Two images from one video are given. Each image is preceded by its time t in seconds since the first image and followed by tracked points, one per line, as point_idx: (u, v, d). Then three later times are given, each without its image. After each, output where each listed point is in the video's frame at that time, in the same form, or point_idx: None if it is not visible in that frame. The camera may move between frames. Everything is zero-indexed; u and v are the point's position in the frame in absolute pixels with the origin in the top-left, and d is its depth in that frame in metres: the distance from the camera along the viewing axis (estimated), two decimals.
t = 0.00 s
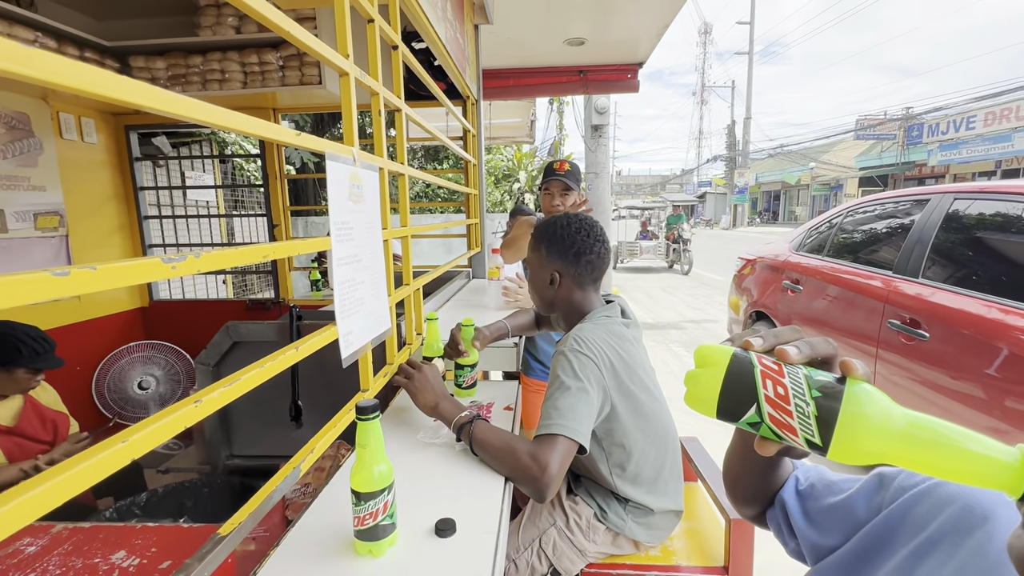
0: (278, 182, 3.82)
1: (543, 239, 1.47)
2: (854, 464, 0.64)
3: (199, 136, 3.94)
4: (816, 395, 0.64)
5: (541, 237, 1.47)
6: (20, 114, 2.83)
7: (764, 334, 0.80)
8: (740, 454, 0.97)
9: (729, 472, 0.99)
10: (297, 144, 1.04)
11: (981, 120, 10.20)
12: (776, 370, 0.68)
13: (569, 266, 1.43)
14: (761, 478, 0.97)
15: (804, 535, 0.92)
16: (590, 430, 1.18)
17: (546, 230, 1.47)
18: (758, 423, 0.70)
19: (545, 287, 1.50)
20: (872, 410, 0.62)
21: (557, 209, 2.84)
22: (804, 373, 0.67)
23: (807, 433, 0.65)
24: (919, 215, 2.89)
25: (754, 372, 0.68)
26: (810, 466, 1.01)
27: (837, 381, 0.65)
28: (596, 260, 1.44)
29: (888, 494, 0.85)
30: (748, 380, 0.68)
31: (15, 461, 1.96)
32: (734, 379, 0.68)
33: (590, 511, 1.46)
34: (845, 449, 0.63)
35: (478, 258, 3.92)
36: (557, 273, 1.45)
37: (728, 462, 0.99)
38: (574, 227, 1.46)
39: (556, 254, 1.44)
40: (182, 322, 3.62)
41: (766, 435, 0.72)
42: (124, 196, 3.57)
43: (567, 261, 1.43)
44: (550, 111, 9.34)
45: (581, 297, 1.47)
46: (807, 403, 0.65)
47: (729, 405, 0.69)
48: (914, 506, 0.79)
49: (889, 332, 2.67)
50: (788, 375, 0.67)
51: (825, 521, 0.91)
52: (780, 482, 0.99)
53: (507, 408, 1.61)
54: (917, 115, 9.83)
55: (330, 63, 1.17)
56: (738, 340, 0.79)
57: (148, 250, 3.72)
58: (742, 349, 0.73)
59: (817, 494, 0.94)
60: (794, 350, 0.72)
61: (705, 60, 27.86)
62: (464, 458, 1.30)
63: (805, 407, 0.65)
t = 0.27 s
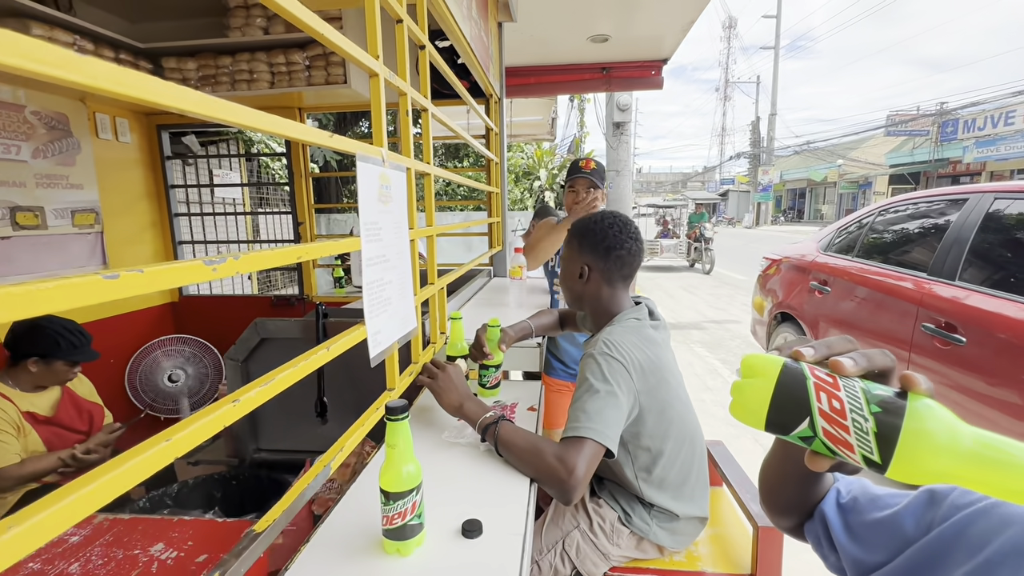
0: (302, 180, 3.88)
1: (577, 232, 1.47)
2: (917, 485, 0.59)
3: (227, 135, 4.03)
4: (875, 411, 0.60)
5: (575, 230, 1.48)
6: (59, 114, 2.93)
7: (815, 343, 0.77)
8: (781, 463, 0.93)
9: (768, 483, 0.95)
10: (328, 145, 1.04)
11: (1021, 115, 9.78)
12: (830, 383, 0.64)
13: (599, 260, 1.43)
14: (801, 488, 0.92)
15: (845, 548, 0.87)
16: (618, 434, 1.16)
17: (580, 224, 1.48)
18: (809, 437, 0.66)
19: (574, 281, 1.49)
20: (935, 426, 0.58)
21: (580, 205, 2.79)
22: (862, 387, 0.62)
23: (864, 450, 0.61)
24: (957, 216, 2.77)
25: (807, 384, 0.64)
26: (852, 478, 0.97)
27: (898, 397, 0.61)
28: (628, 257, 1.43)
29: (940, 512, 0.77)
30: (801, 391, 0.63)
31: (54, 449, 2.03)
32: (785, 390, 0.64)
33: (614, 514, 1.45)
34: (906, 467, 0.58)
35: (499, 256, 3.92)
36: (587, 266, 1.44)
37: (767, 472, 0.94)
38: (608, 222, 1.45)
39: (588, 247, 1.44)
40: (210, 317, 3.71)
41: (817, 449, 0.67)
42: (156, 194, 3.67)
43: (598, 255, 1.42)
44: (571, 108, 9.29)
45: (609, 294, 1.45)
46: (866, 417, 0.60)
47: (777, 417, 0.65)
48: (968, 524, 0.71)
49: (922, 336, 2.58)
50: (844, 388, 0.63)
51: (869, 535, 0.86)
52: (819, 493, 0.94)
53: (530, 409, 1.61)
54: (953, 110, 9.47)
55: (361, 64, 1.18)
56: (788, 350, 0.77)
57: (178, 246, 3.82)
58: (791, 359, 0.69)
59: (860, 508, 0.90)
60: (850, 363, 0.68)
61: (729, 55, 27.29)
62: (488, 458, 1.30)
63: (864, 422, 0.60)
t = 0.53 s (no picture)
0: (325, 176, 3.93)
1: (605, 224, 1.48)
2: (956, 480, 0.58)
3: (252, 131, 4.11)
4: (913, 402, 0.58)
5: (604, 222, 1.48)
6: (94, 111, 3.03)
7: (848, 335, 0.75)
8: (808, 458, 0.92)
9: (793, 481, 0.94)
10: (356, 137, 1.05)
11: None
12: (865, 374, 0.62)
13: (624, 251, 1.42)
14: (829, 484, 0.90)
15: (874, 547, 0.83)
16: (640, 429, 1.16)
17: (609, 216, 1.48)
18: (842, 430, 0.65)
19: (599, 272, 1.49)
20: (976, 421, 0.57)
21: (604, 197, 2.73)
22: (898, 379, 0.61)
23: (900, 442, 0.59)
24: (993, 213, 2.67)
25: (840, 375, 0.63)
26: (882, 476, 0.94)
27: (937, 389, 0.59)
28: (654, 249, 1.41)
29: (974, 512, 0.71)
30: (834, 383, 0.62)
31: (87, 434, 2.12)
32: (817, 381, 0.63)
33: (634, 509, 1.44)
34: (945, 462, 0.57)
35: (518, 252, 3.92)
36: (612, 257, 1.44)
37: (792, 469, 0.94)
38: (636, 214, 1.45)
39: (614, 237, 1.44)
40: (235, 309, 3.80)
41: (849, 441, 0.66)
42: (184, 189, 3.77)
43: (623, 246, 1.42)
44: (591, 104, 9.21)
45: (633, 286, 1.44)
46: (903, 410, 0.59)
47: (810, 409, 0.64)
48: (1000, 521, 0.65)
49: (955, 337, 2.50)
50: (879, 379, 0.62)
51: (900, 534, 0.81)
52: (847, 490, 0.91)
53: (550, 403, 1.61)
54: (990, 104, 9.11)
55: (386, 58, 1.19)
56: (819, 341, 0.75)
57: (205, 240, 3.92)
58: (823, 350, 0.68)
59: (890, 506, 0.86)
60: (886, 353, 0.66)
61: (754, 49, 26.68)
62: (508, 450, 1.31)
63: (900, 414, 0.59)
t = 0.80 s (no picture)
0: (343, 172, 3.99)
1: (617, 220, 1.48)
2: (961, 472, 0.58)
3: (274, 128, 4.19)
4: (917, 394, 0.58)
5: (616, 218, 1.48)
6: (123, 109, 3.12)
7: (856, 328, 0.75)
8: (819, 450, 0.92)
9: (805, 474, 0.93)
10: (375, 134, 1.07)
11: None
12: (870, 366, 0.63)
13: (637, 248, 1.42)
14: (840, 478, 0.90)
15: (883, 543, 0.83)
16: (651, 424, 1.16)
17: (621, 213, 1.48)
18: (846, 421, 0.65)
19: (612, 269, 1.50)
20: (981, 414, 0.57)
21: (621, 191, 2.72)
22: (903, 371, 0.61)
23: (903, 433, 0.59)
24: None
25: (844, 366, 0.63)
26: (894, 472, 0.93)
27: (942, 381, 0.59)
28: (667, 246, 1.41)
29: (984, 509, 0.71)
30: (838, 375, 0.63)
31: (117, 421, 2.19)
32: (821, 373, 0.63)
33: (645, 504, 1.45)
34: (948, 453, 0.57)
35: (534, 248, 3.93)
36: (625, 254, 1.44)
37: (804, 462, 0.93)
38: (649, 211, 1.44)
39: (627, 234, 1.44)
40: (256, 302, 3.89)
41: (853, 434, 0.66)
42: (208, 184, 3.86)
43: (636, 243, 1.42)
44: (610, 100, 9.13)
45: (647, 283, 1.44)
46: (907, 401, 0.59)
47: (814, 401, 0.64)
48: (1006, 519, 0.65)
49: (981, 338, 2.44)
50: (883, 371, 0.62)
51: (910, 530, 0.81)
52: (857, 485, 0.91)
53: (563, 396, 1.62)
54: None
55: (403, 56, 1.22)
56: (826, 334, 0.75)
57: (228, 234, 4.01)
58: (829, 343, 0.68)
59: (900, 502, 0.86)
60: (892, 346, 0.66)
61: (778, 42, 26.12)
62: (521, 442, 1.32)
63: (903, 406, 0.59)
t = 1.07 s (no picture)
0: (359, 168, 4.05)
1: (629, 218, 1.47)
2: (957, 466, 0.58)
3: (291, 125, 4.25)
4: (911, 388, 0.59)
5: (627, 216, 1.47)
6: (146, 107, 3.21)
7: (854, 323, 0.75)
8: (823, 445, 0.92)
9: (808, 469, 0.94)
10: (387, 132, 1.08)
11: None
12: (867, 360, 0.63)
13: (650, 247, 1.42)
14: (844, 474, 0.91)
15: (885, 538, 0.84)
16: (659, 421, 1.17)
17: (633, 211, 1.47)
18: (845, 414, 0.66)
19: (623, 267, 1.50)
20: (976, 408, 0.57)
21: (634, 189, 2.72)
22: (899, 365, 0.61)
23: (898, 427, 0.60)
24: None
25: (841, 361, 0.63)
26: (898, 468, 0.93)
27: (938, 376, 0.59)
28: (679, 245, 1.42)
29: (988, 506, 0.70)
30: (835, 369, 0.63)
31: (141, 410, 2.26)
32: (818, 367, 0.64)
33: (653, 499, 1.46)
34: (942, 447, 0.57)
35: (547, 244, 3.94)
36: (637, 252, 1.45)
37: (808, 457, 0.94)
38: (661, 209, 1.44)
39: (639, 233, 1.44)
40: (274, 296, 3.97)
41: (852, 426, 0.67)
42: (228, 181, 3.95)
43: (649, 241, 1.42)
44: (625, 95, 9.06)
45: (658, 283, 1.45)
46: (901, 395, 0.59)
47: (811, 394, 0.65)
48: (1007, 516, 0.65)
49: (1004, 339, 2.39)
50: (880, 365, 0.62)
51: (912, 526, 0.81)
52: (861, 481, 0.91)
53: (572, 392, 1.64)
54: None
55: (416, 54, 1.24)
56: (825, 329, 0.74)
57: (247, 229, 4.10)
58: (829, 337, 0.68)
59: (904, 499, 0.85)
60: (889, 341, 0.66)
61: (799, 36, 25.60)
62: (529, 435, 1.34)
63: (898, 400, 0.59)
